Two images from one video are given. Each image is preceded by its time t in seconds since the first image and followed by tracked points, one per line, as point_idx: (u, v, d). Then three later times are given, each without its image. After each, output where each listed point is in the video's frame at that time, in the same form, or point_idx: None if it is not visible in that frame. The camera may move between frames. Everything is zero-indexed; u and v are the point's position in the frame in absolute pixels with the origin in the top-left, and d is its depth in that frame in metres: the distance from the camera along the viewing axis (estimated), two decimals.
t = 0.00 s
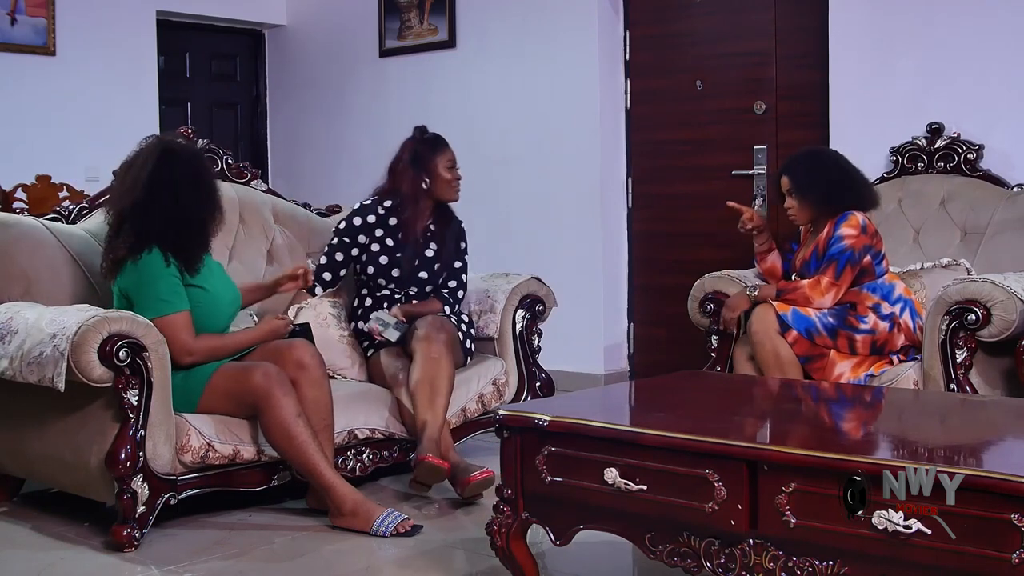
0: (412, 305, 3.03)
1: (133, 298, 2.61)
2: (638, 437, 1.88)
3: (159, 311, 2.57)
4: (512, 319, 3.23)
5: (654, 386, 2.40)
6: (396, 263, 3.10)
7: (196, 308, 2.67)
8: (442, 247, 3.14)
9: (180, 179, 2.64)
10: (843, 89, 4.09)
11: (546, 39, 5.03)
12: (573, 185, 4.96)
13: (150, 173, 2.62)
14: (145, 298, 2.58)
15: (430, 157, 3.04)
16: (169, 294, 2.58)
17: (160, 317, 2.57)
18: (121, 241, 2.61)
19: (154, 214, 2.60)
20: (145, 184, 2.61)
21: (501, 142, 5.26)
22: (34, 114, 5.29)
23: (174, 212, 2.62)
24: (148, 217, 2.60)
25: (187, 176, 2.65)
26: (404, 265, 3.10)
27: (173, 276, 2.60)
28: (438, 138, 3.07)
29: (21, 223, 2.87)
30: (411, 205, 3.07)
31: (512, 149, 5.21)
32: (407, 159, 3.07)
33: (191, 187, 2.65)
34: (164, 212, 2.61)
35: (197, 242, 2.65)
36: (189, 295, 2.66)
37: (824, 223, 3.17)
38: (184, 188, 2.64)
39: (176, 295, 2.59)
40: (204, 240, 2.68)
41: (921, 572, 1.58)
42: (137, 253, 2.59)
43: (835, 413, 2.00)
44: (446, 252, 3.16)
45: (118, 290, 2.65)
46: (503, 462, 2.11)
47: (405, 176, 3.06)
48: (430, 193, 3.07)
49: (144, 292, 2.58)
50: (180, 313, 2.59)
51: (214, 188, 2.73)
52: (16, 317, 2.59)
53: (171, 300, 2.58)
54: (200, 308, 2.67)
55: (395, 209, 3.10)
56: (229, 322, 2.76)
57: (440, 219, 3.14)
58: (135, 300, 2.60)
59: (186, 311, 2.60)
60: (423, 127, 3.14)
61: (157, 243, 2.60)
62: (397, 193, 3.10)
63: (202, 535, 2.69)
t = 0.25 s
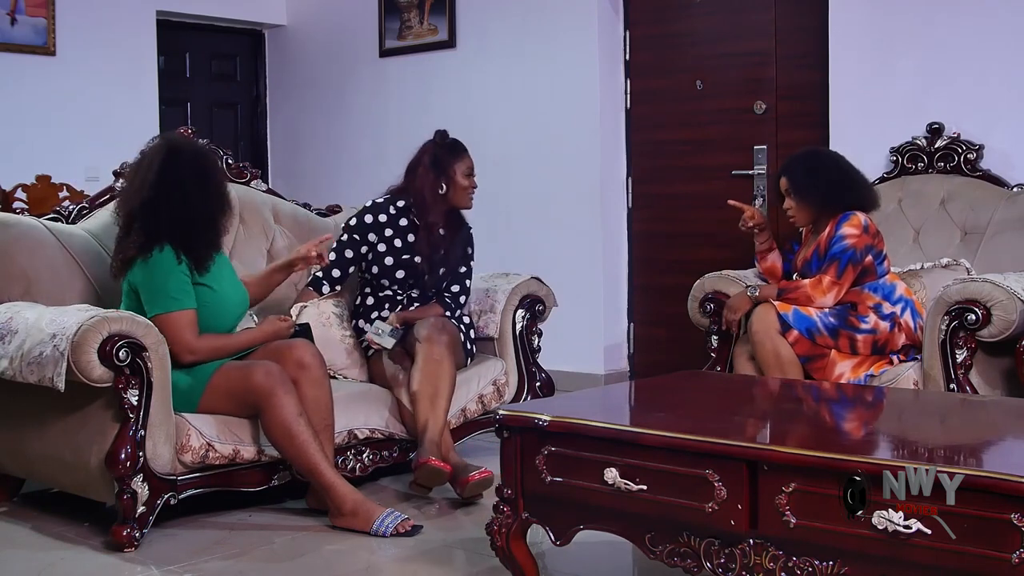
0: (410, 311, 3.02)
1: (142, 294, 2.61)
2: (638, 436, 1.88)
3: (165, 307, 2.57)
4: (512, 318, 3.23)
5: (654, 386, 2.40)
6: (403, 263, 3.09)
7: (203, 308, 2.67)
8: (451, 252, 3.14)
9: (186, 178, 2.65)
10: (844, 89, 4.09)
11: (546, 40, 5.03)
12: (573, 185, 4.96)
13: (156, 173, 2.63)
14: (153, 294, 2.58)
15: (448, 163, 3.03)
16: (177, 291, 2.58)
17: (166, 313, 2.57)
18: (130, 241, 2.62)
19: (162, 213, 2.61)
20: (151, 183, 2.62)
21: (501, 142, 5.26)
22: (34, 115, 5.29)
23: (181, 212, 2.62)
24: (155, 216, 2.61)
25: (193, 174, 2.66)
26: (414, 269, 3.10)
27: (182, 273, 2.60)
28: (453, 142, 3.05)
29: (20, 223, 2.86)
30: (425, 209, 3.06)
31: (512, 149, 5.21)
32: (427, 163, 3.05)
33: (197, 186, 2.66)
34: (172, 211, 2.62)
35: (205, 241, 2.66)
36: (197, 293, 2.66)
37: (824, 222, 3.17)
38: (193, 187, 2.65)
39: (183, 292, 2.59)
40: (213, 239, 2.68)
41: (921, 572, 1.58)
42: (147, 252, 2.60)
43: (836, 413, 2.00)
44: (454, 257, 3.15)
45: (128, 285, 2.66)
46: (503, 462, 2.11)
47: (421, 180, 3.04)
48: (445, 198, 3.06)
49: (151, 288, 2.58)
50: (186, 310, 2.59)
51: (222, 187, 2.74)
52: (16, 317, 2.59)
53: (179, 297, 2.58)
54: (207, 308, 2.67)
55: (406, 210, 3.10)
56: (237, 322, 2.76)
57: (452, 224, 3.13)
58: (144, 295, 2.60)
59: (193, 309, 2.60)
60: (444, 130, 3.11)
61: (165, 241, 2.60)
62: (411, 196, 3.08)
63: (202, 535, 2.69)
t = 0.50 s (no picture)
0: (409, 312, 3.02)
1: (144, 289, 2.60)
2: (638, 436, 1.88)
3: (167, 303, 2.57)
4: (512, 319, 3.23)
5: (654, 386, 2.40)
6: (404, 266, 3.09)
7: (205, 306, 2.67)
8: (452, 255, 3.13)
9: (187, 174, 2.66)
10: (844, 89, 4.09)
11: (546, 40, 5.03)
12: (573, 185, 4.96)
13: (158, 170, 2.65)
14: (155, 290, 2.58)
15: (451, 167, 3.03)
16: (179, 287, 2.58)
17: (167, 308, 2.57)
18: (134, 238, 2.64)
19: (162, 209, 2.62)
20: (153, 180, 2.64)
21: (501, 142, 5.26)
22: (34, 115, 5.29)
23: (181, 208, 2.62)
24: (156, 213, 2.62)
25: (193, 171, 2.66)
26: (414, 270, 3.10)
27: (186, 270, 2.60)
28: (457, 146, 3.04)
29: (20, 223, 2.86)
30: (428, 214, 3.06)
31: (512, 148, 5.21)
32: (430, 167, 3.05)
33: (198, 183, 2.66)
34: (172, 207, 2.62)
35: (206, 237, 2.65)
36: (199, 291, 2.66)
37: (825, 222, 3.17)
38: (195, 185, 2.66)
39: (186, 289, 2.58)
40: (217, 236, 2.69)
41: (921, 572, 1.58)
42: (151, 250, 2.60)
43: (837, 413, 2.00)
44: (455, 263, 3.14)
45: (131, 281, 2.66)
46: (503, 463, 2.11)
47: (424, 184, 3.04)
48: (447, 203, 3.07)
49: (154, 283, 2.58)
50: (187, 307, 2.58)
51: (226, 184, 2.74)
52: (16, 317, 2.59)
53: (181, 294, 2.58)
54: (209, 306, 2.67)
55: (408, 213, 3.10)
56: (239, 322, 2.75)
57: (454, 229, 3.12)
58: (145, 290, 2.60)
59: (195, 306, 2.60)
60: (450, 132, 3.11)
61: (165, 237, 2.61)
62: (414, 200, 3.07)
63: (202, 535, 2.69)
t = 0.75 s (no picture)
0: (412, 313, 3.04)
1: (148, 288, 2.60)
2: (638, 436, 1.88)
3: (170, 303, 2.57)
4: (512, 319, 3.23)
5: (653, 385, 2.40)
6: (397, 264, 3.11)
7: (209, 307, 2.67)
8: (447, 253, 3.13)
9: (195, 175, 2.66)
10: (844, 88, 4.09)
11: (546, 40, 5.03)
12: (573, 184, 4.96)
13: (166, 170, 2.65)
14: (160, 289, 2.58)
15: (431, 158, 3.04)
16: (183, 288, 2.58)
17: (170, 308, 2.57)
18: (139, 237, 2.63)
19: (169, 208, 2.62)
20: (161, 180, 2.65)
21: (501, 142, 5.26)
22: (34, 115, 5.29)
23: (188, 208, 2.62)
24: (163, 212, 2.62)
25: (201, 172, 2.67)
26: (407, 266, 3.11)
27: (189, 270, 2.59)
28: (434, 136, 3.05)
29: (20, 223, 2.86)
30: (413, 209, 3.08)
31: (512, 148, 5.21)
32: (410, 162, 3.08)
33: (206, 184, 2.66)
34: (179, 207, 2.62)
35: (212, 238, 2.64)
36: (203, 292, 2.66)
37: (825, 221, 3.17)
38: (202, 185, 2.65)
39: (189, 289, 2.58)
40: (223, 237, 2.68)
41: (921, 572, 1.58)
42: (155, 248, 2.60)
43: (838, 413, 2.00)
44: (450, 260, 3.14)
45: (135, 280, 2.66)
46: (503, 463, 2.11)
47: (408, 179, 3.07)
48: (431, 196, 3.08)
49: (158, 283, 2.58)
50: (191, 307, 2.59)
51: (233, 185, 2.73)
52: (16, 317, 2.59)
53: (185, 294, 2.58)
54: (213, 307, 2.67)
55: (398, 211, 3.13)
56: (242, 323, 2.75)
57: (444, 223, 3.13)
58: (150, 290, 2.60)
59: (197, 307, 2.60)
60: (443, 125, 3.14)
61: (171, 237, 2.60)
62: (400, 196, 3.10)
63: (202, 535, 2.69)
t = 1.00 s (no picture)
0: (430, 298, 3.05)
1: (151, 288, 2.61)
2: (638, 437, 1.88)
3: (173, 304, 2.57)
4: (512, 319, 3.23)
5: (653, 385, 2.40)
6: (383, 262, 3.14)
7: (211, 308, 2.67)
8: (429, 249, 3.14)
9: (203, 176, 2.66)
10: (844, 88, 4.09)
11: (547, 40, 5.03)
12: (573, 185, 4.96)
13: (173, 169, 2.64)
14: (162, 289, 2.58)
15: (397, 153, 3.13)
16: (186, 288, 2.58)
17: (173, 309, 2.57)
18: (144, 236, 2.63)
19: (176, 208, 2.62)
20: (168, 180, 2.64)
21: (502, 142, 5.26)
22: (34, 115, 5.29)
23: (194, 209, 2.62)
24: (169, 212, 2.62)
25: (209, 173, 2.67)
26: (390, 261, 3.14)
27: (192, 271, 2.60)
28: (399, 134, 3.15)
29: (21, 223, 2.86)
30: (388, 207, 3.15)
31: (512, 148, 5.21)
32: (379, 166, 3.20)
33: (213, 185, 2.67)
34: (186, 207, 2.62)
35: (219, 239, 2.65)
36: (206, 293, 2.66)
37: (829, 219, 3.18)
38: (209, 187, 2.65)
39: (191, 289, 2.59)
40: (228, 238, 2.69)
41: (921, 572, 1.58)
42: (160, 248, 2.60)
43: (839, 413, 2.00)
44: (434, 255, 3.13)
45: (138, 279, 2.66)
46: (503, 463, 2.11)
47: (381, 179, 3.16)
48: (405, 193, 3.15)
49: (160, 283, 2.58)
50: (193, 308, 2.59)
51: (238, 186, 2.74)
52: (16, 317, 2.59)
53: (188, 294, 2.58)
54: (215, 308, 2.67)
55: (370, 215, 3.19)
56: (245, 324, 2.75)
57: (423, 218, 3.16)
58: (152, 290, 2.60)
59: (200, 307, 2.60)
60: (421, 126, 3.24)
61: (178, 237, 2.60)
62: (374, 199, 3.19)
63: (202, 535, 2.69)
